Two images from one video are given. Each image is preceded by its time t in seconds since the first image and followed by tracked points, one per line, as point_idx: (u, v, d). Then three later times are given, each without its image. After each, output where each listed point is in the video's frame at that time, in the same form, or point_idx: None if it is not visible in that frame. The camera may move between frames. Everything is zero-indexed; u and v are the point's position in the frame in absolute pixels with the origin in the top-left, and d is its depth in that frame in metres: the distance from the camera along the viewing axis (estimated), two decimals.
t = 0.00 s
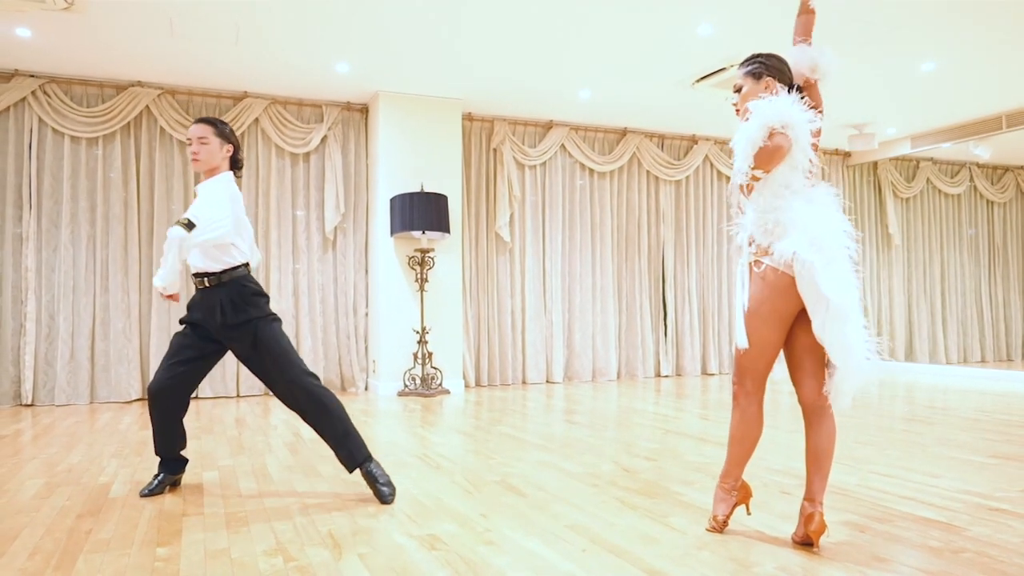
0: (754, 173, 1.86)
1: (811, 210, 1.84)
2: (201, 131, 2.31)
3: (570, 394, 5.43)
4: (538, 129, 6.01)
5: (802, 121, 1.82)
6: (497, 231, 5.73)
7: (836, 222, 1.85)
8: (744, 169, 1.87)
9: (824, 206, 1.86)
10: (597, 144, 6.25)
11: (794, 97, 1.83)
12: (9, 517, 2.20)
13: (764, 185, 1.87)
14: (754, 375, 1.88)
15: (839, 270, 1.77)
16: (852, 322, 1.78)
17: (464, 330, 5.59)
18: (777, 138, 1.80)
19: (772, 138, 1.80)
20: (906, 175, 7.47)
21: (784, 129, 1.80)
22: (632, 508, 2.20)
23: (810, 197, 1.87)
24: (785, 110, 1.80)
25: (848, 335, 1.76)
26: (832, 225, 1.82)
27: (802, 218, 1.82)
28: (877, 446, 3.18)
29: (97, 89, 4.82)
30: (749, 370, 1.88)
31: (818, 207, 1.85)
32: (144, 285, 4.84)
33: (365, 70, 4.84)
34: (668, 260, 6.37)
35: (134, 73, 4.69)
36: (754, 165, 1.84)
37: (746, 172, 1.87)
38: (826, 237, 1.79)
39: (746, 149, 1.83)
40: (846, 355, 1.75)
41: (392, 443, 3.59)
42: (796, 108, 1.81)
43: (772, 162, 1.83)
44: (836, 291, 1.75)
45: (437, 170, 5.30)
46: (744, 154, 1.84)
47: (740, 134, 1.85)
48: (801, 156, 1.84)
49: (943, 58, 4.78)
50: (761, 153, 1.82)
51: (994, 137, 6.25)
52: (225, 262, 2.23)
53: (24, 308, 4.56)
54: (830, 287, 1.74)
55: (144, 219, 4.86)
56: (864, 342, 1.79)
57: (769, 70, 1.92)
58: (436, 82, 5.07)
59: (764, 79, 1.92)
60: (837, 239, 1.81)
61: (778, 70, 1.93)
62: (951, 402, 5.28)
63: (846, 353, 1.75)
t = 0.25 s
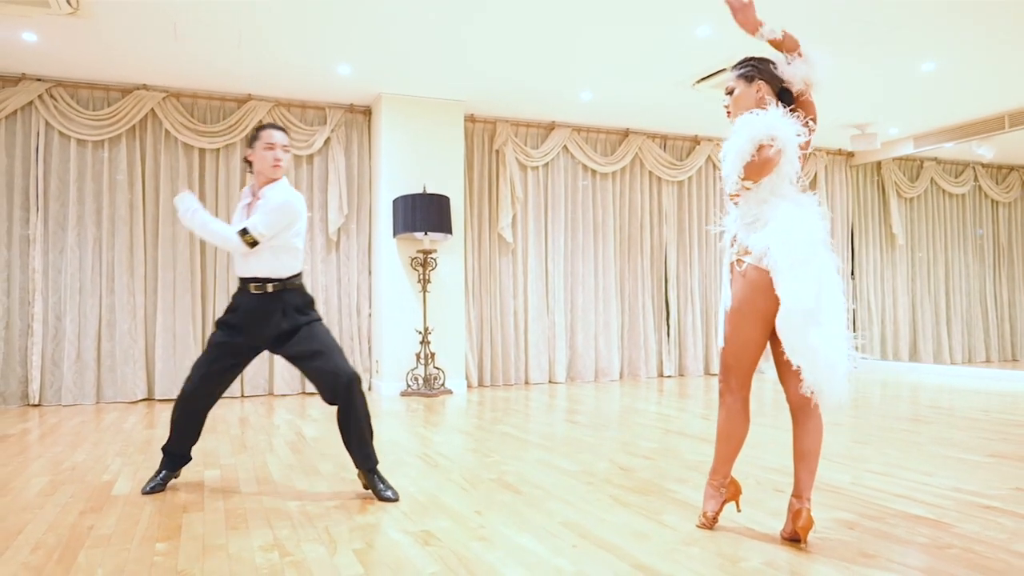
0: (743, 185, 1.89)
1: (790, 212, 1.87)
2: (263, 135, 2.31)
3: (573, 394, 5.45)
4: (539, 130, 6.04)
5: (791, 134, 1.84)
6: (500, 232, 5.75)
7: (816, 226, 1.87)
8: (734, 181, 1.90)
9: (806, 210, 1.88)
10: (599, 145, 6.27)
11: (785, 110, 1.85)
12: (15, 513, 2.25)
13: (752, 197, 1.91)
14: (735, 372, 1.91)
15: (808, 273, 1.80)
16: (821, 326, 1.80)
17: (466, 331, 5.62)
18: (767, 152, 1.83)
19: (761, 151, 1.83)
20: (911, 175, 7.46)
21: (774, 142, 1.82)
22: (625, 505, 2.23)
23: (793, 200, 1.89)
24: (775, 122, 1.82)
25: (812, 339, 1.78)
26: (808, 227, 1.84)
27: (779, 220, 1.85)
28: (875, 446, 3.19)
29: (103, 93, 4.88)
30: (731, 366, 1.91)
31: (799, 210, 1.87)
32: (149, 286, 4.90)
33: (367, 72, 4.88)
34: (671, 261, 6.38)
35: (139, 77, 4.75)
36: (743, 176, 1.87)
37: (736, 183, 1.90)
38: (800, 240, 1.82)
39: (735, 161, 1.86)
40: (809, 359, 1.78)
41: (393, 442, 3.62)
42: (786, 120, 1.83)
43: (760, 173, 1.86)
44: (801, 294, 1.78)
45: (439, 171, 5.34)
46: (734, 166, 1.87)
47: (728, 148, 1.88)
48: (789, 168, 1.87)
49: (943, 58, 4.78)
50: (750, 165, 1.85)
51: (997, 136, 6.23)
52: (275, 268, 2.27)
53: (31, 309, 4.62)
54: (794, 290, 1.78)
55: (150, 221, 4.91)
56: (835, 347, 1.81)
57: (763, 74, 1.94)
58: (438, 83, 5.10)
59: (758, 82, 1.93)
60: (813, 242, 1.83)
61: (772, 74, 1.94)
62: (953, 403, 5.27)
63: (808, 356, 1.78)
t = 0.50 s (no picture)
0: (743, 205, 1.90)
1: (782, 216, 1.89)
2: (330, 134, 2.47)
3: (573, 393, 5.49)
4: (539, 131, 6.07)
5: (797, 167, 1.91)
6: (499, 233, 5.79)
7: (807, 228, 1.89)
8: (735, 201, 1.90)
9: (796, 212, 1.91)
10: (599, 145, 6.30)
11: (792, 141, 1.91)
12: (13, 509, 2.29)
13: (748, 216, 1.91)
14: (724, 372, 1.92)
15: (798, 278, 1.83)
16: (810, 330, 1.84)
17: (466, 331, 5.66)
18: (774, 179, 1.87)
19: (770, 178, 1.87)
20: (911, 175, 7.33)
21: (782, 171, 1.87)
22: (610, 501, 2.26)
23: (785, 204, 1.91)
24: (786, 151, 1.87)
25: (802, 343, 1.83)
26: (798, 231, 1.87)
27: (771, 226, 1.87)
28: (865, 444, 3.22)
29: (106, 96, 4.94)
30: (718, 365, 1.92)
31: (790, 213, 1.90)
32: (151, 287, 4.95)
33: (366, 75, 4.92)
34: (671, 261, 6.41)
35: (142, 80, 4.80)
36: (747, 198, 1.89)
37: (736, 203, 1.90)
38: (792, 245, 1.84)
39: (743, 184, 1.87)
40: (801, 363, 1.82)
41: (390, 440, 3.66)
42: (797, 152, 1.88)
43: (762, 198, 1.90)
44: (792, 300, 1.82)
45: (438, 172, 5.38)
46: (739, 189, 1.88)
47: (737, 169, 1.88)
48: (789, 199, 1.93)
49: (940, 58, 4.80)
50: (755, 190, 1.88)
51: (998, 136, 6.24)
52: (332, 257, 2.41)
53: (36, 309, 4.68)
54: (786, 295, 1.82)
55: (152, 223, 4.97)
56: (823, 349, 1.85)
57: (739, 77, 1.98)
58: (437, 85, 5.14)
59: (734, 85, 1.98)
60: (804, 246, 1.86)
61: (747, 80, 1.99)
62: (952, 402, 5.28)
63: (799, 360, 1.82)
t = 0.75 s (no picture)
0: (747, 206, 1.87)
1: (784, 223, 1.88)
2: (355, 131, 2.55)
3: (570, 393, 5.52)
4: (537, 132, 6.11)
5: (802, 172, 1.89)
6: (497, 234, 5.83)
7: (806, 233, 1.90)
8: (740, 202, 1.87)
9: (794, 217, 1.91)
10: (597, 146, 6.33)
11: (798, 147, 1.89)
12: (9, 504, 2.34)
13: (750, 218, 1.89)
14: (707, 372, 1.93)
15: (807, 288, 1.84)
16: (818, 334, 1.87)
17: (464, 331, 5.70)
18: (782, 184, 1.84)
19: (778, 182, 1.83)
20: (912, 174, 7.32)
21: (787, 175, 1.84)
22: (595, 498, 2.29)
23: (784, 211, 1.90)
24: (793, 156, 1.84)
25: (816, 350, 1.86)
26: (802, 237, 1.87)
27: (777, 237, 1.85)
28: (855, 443, 3.24)
29: (108, 99, 5.00)
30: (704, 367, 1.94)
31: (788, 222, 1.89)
32: (151, 288, 5.01)
33: (364, 77, 4.96)
34: (669, 261, 6.43)
35: (142, 84, 4.86)
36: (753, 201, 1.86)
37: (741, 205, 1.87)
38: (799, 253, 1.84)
39: (751, 185, 1.83)
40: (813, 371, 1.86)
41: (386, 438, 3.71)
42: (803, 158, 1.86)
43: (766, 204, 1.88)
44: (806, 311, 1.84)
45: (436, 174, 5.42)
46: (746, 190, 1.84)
47: (745, 169, 1.85)
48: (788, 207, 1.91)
49: (935, 58, 4.80)
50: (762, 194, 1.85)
51: (997, 135, 6.23)
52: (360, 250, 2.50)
53: (38, 310, 4.74)
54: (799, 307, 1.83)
55: (153, 224, 5.03)
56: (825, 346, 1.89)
57: (724, 78, 2.00)
58: (434, 87, 5.18)
59: (716, 85, 2.00)
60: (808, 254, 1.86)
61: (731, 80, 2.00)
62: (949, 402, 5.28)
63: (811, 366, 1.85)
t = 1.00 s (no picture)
0: (729, 211, 1.84)
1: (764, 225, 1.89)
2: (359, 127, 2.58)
3: (567, 392, 5.56)
4: (535, 132, 6.14)
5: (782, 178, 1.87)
6: (495, 234, 5.86)
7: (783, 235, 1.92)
8: (721, 206, 1.84)
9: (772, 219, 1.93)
10: (595, 146, 6.35)
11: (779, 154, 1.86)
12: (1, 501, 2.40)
13: (730, 222, 1.86)
14: (682, 370, 1.90)
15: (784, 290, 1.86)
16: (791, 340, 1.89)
17: (462, 330, 5.75)
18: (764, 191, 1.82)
19: (759, 189, 1.81)
20: (913, 173, 7.28)
21: (768, 182, 1.82)
22: (573, 495, 2.33)
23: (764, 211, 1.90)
24: (774, 163, 1.82)
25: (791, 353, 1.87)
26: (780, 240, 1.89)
27: (758, 237, 1.86)
28: (841, 441, 3.26)
29: (108, 102, 5.07)
30: (678, 365, 1.91)
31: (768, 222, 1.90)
32: (151, 288, 5.08)
33: (360, 79, 5.01)
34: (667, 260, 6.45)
35: (142, 86, 4.92)
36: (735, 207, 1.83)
37: (722, 210, 1.84)
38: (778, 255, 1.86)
39: (732, 190, 1.81)
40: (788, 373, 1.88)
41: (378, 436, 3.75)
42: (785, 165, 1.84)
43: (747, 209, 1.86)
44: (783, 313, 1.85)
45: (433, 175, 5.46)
46: (727, 195, 1.82)
47: (726, 173, 1.82)
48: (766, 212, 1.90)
49: (929, 57, 4.81)
50: (745, 200, 1.82)
51: (996, 134, 6.21)
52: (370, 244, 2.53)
53: (40, 310, 4.81)
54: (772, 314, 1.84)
55: (153, 225, 5.09)
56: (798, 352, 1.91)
57: (707, 80, 1.96)
58: (431, 88, 5.22)
59: (695, 87, 1.96)
60: (787, 256, 1.88)
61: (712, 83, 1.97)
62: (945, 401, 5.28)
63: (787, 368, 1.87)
